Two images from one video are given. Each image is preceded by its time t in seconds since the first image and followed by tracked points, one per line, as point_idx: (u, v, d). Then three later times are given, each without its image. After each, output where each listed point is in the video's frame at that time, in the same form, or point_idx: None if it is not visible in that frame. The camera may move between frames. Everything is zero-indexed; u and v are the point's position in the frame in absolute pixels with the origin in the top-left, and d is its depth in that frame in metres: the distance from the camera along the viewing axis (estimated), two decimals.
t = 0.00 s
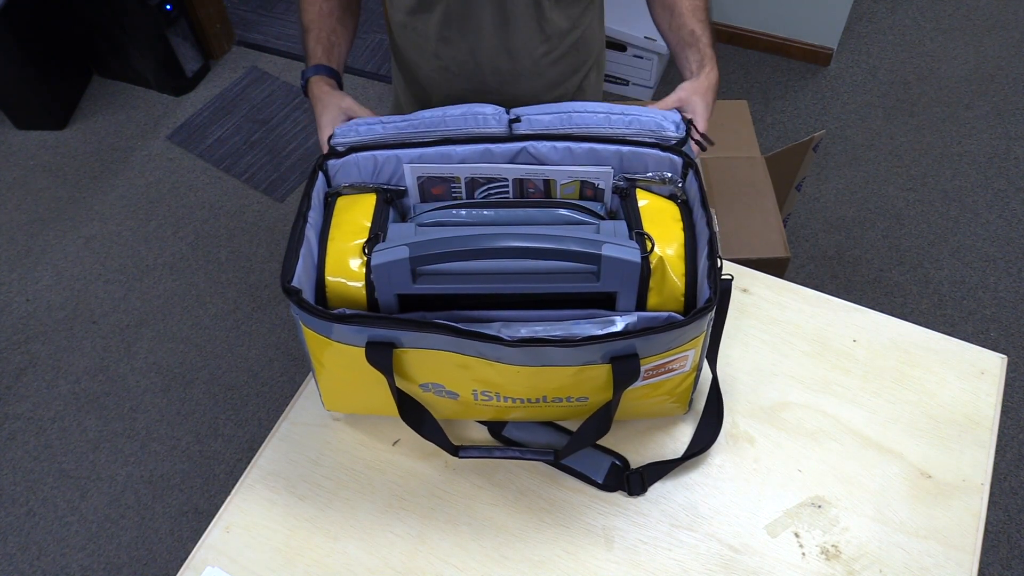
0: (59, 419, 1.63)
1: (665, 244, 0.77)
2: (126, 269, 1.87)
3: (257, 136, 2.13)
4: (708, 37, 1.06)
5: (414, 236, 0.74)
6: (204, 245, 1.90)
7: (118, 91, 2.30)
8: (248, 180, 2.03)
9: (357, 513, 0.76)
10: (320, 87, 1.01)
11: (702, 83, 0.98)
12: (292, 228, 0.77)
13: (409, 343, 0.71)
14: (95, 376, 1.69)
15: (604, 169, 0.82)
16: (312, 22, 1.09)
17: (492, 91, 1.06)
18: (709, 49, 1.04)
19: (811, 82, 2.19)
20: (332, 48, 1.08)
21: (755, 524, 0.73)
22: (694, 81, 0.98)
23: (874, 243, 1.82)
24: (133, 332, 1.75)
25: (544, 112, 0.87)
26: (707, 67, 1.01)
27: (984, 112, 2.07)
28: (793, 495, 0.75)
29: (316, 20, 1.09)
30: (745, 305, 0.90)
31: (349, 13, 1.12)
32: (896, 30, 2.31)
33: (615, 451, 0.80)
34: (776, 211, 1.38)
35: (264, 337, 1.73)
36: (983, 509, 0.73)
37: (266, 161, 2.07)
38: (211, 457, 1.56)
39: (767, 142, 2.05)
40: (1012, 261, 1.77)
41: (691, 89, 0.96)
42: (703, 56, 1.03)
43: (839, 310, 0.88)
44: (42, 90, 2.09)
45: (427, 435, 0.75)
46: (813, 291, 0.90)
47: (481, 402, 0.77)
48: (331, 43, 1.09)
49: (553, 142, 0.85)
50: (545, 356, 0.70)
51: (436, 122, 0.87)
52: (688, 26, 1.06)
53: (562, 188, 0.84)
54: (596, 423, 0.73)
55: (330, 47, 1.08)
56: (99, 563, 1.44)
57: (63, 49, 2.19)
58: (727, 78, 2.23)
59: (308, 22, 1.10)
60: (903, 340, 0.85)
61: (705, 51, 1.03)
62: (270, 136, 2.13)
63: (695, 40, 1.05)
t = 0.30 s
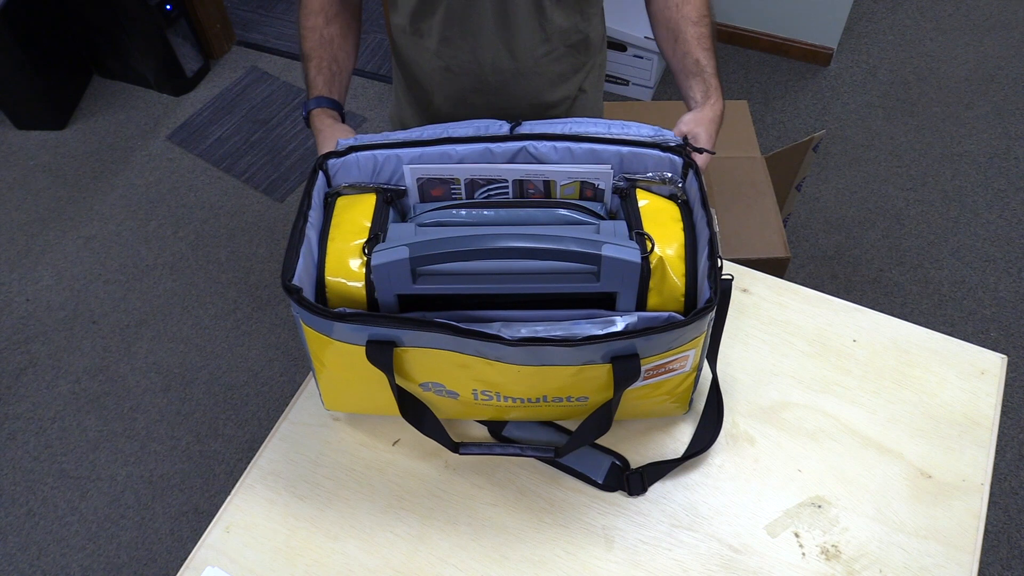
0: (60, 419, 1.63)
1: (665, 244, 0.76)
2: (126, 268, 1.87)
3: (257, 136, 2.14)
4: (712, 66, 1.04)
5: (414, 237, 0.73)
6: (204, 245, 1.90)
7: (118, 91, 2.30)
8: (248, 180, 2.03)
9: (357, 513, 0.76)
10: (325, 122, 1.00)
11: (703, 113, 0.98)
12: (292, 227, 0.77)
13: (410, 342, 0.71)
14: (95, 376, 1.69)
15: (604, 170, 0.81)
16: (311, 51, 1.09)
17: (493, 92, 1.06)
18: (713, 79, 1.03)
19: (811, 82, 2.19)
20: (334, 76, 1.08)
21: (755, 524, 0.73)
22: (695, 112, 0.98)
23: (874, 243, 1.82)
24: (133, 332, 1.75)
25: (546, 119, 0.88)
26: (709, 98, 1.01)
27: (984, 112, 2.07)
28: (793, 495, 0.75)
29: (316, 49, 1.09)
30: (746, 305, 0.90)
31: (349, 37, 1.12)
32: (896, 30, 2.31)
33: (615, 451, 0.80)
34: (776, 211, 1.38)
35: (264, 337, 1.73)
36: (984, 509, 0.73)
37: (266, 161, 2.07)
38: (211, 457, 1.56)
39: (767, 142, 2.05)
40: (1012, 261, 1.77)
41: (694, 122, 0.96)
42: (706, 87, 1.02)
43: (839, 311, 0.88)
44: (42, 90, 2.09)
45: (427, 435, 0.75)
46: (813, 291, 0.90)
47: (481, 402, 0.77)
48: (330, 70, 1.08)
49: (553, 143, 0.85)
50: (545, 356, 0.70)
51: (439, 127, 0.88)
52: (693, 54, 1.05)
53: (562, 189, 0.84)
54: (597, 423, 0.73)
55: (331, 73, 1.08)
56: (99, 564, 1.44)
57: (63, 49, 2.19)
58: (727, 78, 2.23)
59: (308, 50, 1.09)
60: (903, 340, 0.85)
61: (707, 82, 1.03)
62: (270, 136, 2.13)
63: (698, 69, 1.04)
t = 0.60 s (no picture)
0: (60, 419, 1.63)
1: (665, 245, 0.76)
2: (126, 269, 1.87)
3: (257, 136, 2.14)
4: (712, 80, 1.04)
5: (414, 237, 0.74)
6: (204, 245, 1.90)
7: (118, 92, 2.30)
8: (248, 180, 2.03)
9: (357, 513, 0.76)
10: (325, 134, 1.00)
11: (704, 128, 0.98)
12: (293, 226, 0.77)
13: (410, 342, 0.71)
14: (95, 376, 1.69)
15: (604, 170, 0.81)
16: (311, 60, 1.09)
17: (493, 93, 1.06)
18: (713, 94, 1.03)
19: (811, 82, 2.19)
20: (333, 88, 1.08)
21: (754, 525, 0.73)
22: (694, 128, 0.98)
23: (874, 243, 1.82)
24: (133, 332, 1.75)
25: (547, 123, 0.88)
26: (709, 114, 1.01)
27: (985, 112, 2.07)
28: (793, 495, 0.75)
29: (316, 58, 1.09)
30: (746, 305, 0.90)
31: (349, 48, 1.11)
32: (896, 30, 2.31)
33: (615, 451, 0.80)
34: (776, 212, 1.38)
35: (264, 337, 1.73)
36: (983, 509, 0.73)
37: (266, 161, 2.07)
38: (211, 457, 1.56)
39: (767, 142, 2.05)
40: (1012, 261, 1.77)
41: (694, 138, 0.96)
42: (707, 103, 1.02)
43: (839, 311, 0.88)
44: (42, 90, 2.09)
45: (427, 435, 0.75)
46: (814, 291, 0.90)
47: (482, 402, 0.77)
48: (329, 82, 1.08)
49: (553, 144, 0.85)
50: (545, 356, 0.69)
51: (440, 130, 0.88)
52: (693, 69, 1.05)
53: (562, 189, 0.84)
54: (597, 422, 0.73)
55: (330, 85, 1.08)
56: (99, 564, 1.44)
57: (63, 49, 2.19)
58: (727, 78, 2.23)
59: (309, 59, 1.09)
60: (903, 340, 0.85)
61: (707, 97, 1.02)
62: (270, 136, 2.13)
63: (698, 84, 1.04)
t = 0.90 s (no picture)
0: (60, 418, 1.63)
1: (665, 244, 0.76)
2: (126, 269, 1.87)
3: (257, 136, 2.14)
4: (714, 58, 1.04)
5: (414, 237, 0.74)
6: (204, 246, 1.90)
7: (118, 92, 2.29)
8: (248, 180, 2.03)
9: (357, 513, 0.76)
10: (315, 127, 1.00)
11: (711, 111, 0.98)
12: (292, 226, 0.77)
13: (410, 342, 0.71)
14: (95, 376, 1.69)
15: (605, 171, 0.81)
16: (308, 55, 1.08)
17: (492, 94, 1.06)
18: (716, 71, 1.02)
19: (811, 83, 2.19)
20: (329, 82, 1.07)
21: (755, 525, 0.73)
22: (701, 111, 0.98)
23: (874, 243, 1.82)
24: (133, 332, 1.75)
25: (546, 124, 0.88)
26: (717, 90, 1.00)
27: (985, 112, 2.07)
28: (793, 495, 0.75)
29: (312, 52, 1.08)
30: (746, 305, 0.90)
31: (347, 44, 1.12)
32: (896, 30, 2.31)
33: (615, 451, 0.80)
34: (776, 211, 1.38)
35: (264, 337, 1.73)
36: (983, 509, 0.73)
37: (266, 161, 2.07)
38: (211, 457, 1.56)
39: (767, 142, 2.05)
40: (1012, 261, 1.77)
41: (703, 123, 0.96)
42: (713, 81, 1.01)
43: (839, 311, 0.88)
44: (42, 91, 2.09)
45: (427, 435, 0.75)
46: (814, 291, 0.90)
47: (482, 402, 0.77)
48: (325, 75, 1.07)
49: (554, 145, 0.85)
50: (544, 356, 0.69)
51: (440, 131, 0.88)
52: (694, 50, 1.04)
53: (562, 189, 0.84)
54: (597, 423, 0.73)
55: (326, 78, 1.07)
56: (99, 564, 1.43)
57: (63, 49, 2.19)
58: (728, 78, 2.23)
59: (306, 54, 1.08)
60: (903, 340, 0.85)
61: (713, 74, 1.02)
62: (270, 136, 2.13)
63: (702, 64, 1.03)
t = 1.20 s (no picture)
0: (59, 419, 1.63)
1: (665, 244, 0.76)
2: (126, 269, 1.87)
3: (257, 136, 2.14)
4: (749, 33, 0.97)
5: (414, 237, 0.73)
6: (204, 246, 1.90)
7: (118, 92, 2.29)
8: (248, 180, 2.03)
9: (357, 513, 0.76)
10: (288, 85, 0.95)
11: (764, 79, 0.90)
12: (292, 226, 0.77)
13: (410, 342, 0.71)
14: (95, 376, 1.69)
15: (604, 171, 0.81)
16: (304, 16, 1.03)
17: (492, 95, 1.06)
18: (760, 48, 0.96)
19: (811, 82, 2.19)
20: (319, 50, 1.02)
21: (755, 525, 0.73)
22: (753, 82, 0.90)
23: (874, 243, 1.82)
24: (133, 332, 1.75)
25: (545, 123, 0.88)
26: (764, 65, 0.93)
27: (985, 112, 2.07)
28: (793, 495, 0.75)
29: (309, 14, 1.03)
30: (746, 305, 0.90)
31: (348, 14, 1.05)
32: (897, 30, 2.31)
33: (616, 450, 0.80)
34: (776, 210, 1.39)
35: (264, 337, 1.73)
36: (984, 509, 0.73)
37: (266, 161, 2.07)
38: (211, 457, 1.56)
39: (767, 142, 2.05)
40: (1012, 262, 1.77)
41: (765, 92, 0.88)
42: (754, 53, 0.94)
43: (839, 311, 0.88)
44: (42, 90, 2.09)
45: (428, 433, 0.75)
46: (814, 291, 0.90)
47: (482, 402, 0.77)
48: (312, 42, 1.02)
49: (553, 146, 0.85)
50: (544, 356, 0.69)
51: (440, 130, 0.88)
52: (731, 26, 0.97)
53: (562, 189, 0.84)
54: (597, 422, 0.73)
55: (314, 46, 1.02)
56: (99, 564, 1.43)
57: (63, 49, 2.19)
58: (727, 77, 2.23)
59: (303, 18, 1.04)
60: (903, 340, 0.85)
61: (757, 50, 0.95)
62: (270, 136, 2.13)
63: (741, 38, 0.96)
